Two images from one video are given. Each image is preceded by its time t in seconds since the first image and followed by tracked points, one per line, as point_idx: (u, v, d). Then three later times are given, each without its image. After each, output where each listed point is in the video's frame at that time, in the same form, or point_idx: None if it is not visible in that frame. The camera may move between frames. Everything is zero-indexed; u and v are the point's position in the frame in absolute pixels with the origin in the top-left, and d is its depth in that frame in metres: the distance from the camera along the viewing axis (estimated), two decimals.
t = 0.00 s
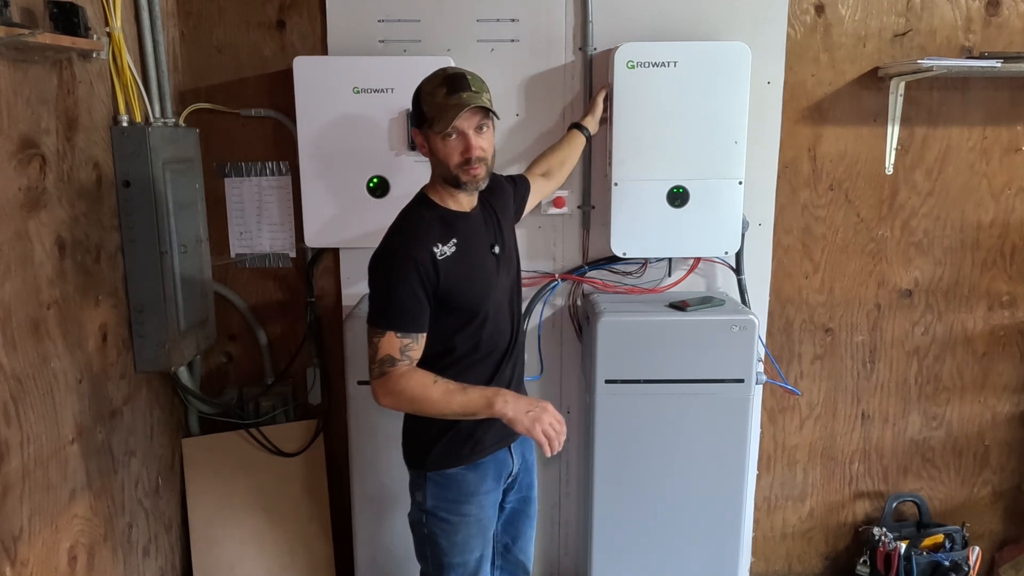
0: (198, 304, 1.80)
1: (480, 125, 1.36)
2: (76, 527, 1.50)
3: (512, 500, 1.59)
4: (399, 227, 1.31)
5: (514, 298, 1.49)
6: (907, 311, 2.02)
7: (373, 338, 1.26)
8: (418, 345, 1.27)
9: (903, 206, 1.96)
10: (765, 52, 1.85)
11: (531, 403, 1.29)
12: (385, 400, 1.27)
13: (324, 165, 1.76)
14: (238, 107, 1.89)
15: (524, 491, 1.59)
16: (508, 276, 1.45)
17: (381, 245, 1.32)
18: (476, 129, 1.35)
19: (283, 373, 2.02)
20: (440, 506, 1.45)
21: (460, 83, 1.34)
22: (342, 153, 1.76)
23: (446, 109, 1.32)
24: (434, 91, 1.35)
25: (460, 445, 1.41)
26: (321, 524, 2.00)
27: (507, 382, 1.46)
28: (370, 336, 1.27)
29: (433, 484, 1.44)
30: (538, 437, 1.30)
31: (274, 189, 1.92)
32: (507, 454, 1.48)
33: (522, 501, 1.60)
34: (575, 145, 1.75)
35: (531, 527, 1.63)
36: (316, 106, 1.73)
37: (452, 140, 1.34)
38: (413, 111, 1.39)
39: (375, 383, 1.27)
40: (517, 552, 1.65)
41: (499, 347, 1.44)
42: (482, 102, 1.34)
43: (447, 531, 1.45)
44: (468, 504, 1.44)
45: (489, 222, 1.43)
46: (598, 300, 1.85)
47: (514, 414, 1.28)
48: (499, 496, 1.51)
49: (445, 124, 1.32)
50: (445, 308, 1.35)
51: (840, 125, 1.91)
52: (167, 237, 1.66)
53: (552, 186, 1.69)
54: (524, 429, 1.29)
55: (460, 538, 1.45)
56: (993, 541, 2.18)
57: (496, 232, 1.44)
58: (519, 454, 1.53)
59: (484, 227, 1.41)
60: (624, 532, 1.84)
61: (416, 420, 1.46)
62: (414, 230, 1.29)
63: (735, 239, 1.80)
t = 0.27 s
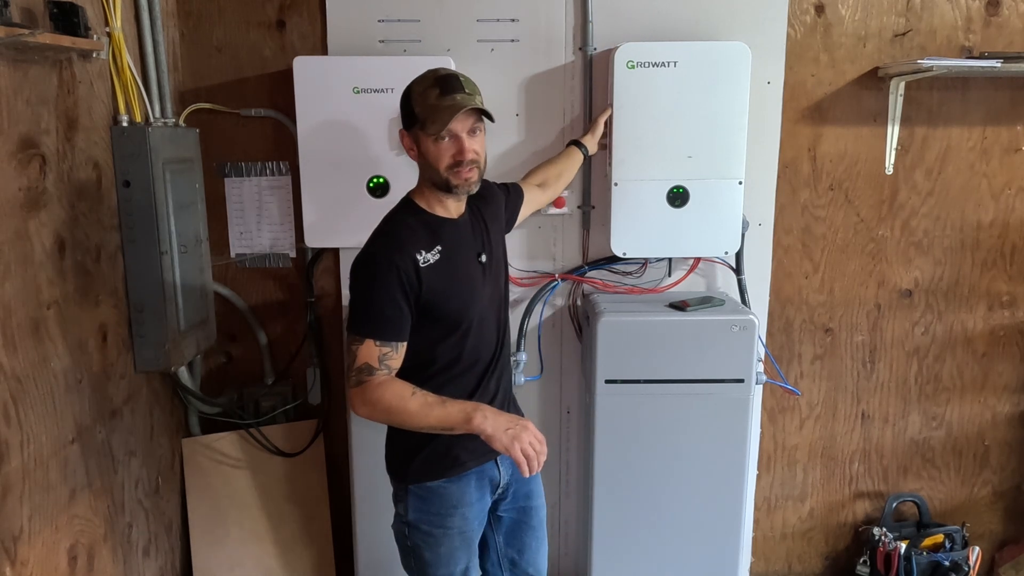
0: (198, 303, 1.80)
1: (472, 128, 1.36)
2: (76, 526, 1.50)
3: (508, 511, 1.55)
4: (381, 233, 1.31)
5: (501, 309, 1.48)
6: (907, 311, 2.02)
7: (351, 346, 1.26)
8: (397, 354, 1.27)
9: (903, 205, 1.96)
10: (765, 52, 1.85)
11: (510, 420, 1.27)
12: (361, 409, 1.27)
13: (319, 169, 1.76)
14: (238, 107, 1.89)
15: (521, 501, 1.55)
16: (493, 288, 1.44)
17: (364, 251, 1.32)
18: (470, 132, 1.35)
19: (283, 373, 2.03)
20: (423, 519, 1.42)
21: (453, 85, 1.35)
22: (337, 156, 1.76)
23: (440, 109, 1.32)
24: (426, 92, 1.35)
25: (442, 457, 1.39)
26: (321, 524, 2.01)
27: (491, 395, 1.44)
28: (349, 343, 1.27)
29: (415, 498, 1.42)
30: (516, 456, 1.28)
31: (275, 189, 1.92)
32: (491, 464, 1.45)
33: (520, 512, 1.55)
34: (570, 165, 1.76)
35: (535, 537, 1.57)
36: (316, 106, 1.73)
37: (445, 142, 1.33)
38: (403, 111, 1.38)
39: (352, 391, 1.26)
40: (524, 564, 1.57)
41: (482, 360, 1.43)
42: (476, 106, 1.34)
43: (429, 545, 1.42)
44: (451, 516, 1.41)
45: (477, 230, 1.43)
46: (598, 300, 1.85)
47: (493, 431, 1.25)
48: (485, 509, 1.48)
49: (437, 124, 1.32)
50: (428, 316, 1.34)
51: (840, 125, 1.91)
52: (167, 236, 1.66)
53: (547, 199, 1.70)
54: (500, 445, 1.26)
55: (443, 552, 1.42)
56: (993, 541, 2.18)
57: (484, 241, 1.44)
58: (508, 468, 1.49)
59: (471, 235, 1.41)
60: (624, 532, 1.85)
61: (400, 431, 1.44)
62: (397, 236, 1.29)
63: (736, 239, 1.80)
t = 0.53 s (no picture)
0: (198, 303, 1.80)
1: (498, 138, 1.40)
2: (76, 527, 1.50)
3: (506, 511, 1.54)
4: (366, 239, 1.28)
5: (494, 311, 1.45)
6: (907, 311, 2.02)
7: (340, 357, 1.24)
8: (388, 365, 1.25)
9: (903, 205, 1.96)
10: (765, 52, 1.85)
11: (504, 427, 1.28)
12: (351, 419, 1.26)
13: (309, 171, 1.77)
14: (238, 107, 1.89)
15: (518, 501, 1.54)
16: (484, 291, 1.41)
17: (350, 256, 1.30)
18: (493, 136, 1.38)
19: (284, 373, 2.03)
20: (422, 525, 1.41)
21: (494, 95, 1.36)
22: (332, 157, 1.76)
23: (502, 120, 1.33)
24: (475, 93, 1.31)
25: (438, 464, 1.38)
26: (321, 524, 2.01)
27: (489, 401, 1.41)
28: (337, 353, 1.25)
29: (413, 504, 1.41)
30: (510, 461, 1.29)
31: (274, 189, 1.92)
32: (491, 466, 1.44)
33: (517, 513, 1.55)
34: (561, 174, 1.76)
35: (533, 537, 1.57)
36: (317, 106, 1.73)
37: (490, 147, 1.34)
38: (446, 108, 1.27)
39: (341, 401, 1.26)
40: (522, 564, 1.57)
41: (475, 366, 1.39)
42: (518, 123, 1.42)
43: (428, 551, 1.42)
44: (452, 522, 1.40)
45: (465, 232, 1.40)
46: (597, 300, 1.85)
47: (487, 439, 1.26)
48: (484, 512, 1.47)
49: (498, 134, 1.33)
50: (417, 323, 1.31)
51: (840, 125, 1.91)
52: (166, 236, 1.66)
53: (539, 201, 1.69)
54: (497, 451, 1.27)
55: (444, 557, 1.42)
56: (993, 541, 2.18)
57: (473, 243, 1.40)
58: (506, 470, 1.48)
59: (459, 237, 1.37)
60: (624, 531, 1.84)
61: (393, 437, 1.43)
62: (383, 242, 1.26)
63: (735, 239, 1.80)
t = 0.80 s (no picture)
0: (198, 303, 1.80)
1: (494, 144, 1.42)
2: (76, 527, 1.50)
3: (504, 508, 1.54)
4: (373, 246, 1.25)
5: (492, 315, 1.45)
6: (907, 312, 2.02)
7: (348, 364, 1.22)
8: (396, 372, 1.23)
9: (903, 205, 1.96)
10: (765, 52, 1.85)
11: (514, 432, 1.28)
12: (358, 428, 1.24)
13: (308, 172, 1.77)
14: (238, 107, 1.89)
15: (515, 497, 1.54)
16: (484, 295, 1.41)
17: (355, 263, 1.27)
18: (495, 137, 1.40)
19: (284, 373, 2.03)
20: (428, 527, 1.40)
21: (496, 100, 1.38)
22: (334, 158, 1.76)
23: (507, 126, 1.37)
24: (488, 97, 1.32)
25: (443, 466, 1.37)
26: (321, 523, 2.01)
27: (489, 402, 1.41)
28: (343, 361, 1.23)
29: (418, 507, 1.40)
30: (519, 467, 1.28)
31: (274, 189, 1.92)
32: (491, 465, 1.44)
33: (514, 509, 1.55)
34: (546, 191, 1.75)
35: (530, 534, 1.57)
36: (317, 106, 1.73)
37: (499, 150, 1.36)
38: (467, 112, 1.26)
39: (348, 410, 1.24)
40: (521, 561, 1.57)
41: (477, 370, 1.39)
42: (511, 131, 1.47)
43: (433, 554, 1.41)
44: (457, 523, 1.39)
45: (465, 236, 1.39)
46: (598, 300, 1.85)
47: (497, 445, 1.26)
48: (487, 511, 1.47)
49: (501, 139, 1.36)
50: (423, 328, 1.30)
51: (840, 125, 1.91)
52: (167, 236, 1.66)
53: (516, 228, 1.68)
54: (506, 455, 1.26)
55: (450, 558, 1.40)
56: (993, 541, 2.18)
57: (474, 247, 1.40)
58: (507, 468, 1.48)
59: (461, 241, 1.37)
60: (624, 532, 1.85)
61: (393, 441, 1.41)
62: (392, 249, 1.24)
63: (735, 239, 1.80)
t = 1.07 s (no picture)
0: (199, 303, 1.79)
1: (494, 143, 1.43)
2: (76, 527, 1.50)
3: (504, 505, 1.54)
4: (375, 247, 1.24)
5: (492, 314, 1.45)
6: (907, 312, 2.02)
7: (354, 366, 1.21)
8: (404, 373, 1.22)
9: (903, 205, 1.96)
10: (765, 52, 1.85)
11: (524, 426, 1.28)
12: (367, 430, 1.23)
13: (308, 171, 1.77)
14: (238, 107, 1.89)
15: (515, 494, 1.54)
16: (485, 295, 1.40)
17: (356, 264, 1.26)
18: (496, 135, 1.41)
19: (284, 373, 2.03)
20: (433, 526, 1.40)
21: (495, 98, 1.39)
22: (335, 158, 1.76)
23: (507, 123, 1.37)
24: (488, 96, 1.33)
25: (447, 465, 1.37)
26: (322, 523, 2.01)
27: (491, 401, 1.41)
28: (349, 364, 1.21)
29: (423, 506, 1.39)
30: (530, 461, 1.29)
31: (274, 189, 1.92)
32: (494, 463, 1.44)
33: (515, 506, 1.55)
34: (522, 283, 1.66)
35: (529, 530, 1.58)
36: (317, 106, 1.73)
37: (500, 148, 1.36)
38: (468, 111, 1.26)
39: (355, 412, 1.23)
40: (520, 559, 1.57)
41: (479, 370, 1.38)
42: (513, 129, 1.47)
43: (439, 553, 1.40)
44: (463, 521, 1.39)
45: (466, 236, 1.39)
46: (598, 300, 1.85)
47: (508, 440, 1.27)
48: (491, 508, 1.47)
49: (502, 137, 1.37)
50: (425, 329, 1.29)
51: (840, 125, 1.91)
52: (166, 236, 1.66)
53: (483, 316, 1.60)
54: (517, 450, 1.27)
55: (455, 556, 1.40)
56: (993, 541, 2.18)
57: (474, 247, 1.39)
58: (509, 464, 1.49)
59: (462, 241, 1.36)
60: (624, 532, 1.84)
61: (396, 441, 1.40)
62: (395, 249, 1.23)
63: (735, 239, 1.80)
